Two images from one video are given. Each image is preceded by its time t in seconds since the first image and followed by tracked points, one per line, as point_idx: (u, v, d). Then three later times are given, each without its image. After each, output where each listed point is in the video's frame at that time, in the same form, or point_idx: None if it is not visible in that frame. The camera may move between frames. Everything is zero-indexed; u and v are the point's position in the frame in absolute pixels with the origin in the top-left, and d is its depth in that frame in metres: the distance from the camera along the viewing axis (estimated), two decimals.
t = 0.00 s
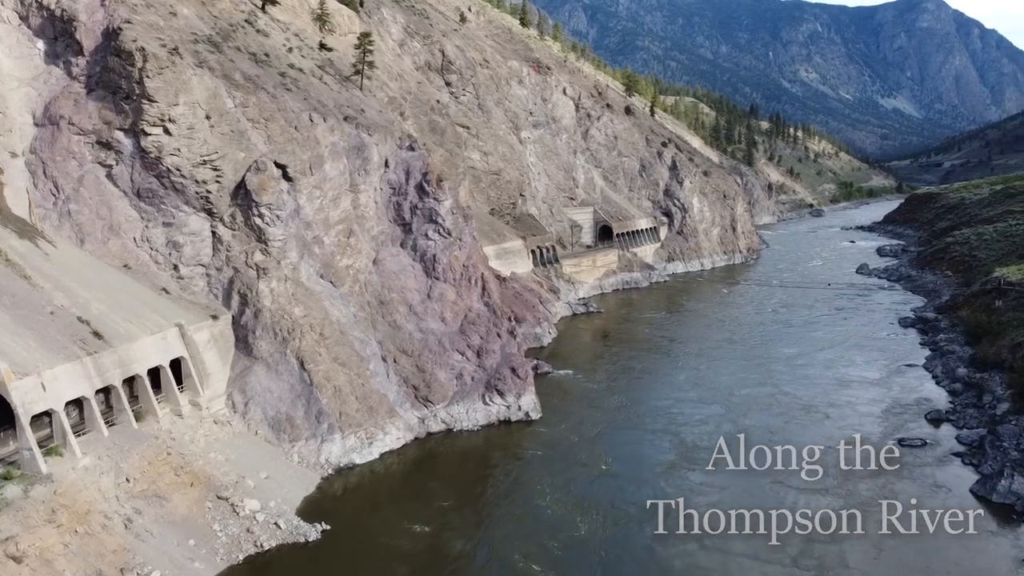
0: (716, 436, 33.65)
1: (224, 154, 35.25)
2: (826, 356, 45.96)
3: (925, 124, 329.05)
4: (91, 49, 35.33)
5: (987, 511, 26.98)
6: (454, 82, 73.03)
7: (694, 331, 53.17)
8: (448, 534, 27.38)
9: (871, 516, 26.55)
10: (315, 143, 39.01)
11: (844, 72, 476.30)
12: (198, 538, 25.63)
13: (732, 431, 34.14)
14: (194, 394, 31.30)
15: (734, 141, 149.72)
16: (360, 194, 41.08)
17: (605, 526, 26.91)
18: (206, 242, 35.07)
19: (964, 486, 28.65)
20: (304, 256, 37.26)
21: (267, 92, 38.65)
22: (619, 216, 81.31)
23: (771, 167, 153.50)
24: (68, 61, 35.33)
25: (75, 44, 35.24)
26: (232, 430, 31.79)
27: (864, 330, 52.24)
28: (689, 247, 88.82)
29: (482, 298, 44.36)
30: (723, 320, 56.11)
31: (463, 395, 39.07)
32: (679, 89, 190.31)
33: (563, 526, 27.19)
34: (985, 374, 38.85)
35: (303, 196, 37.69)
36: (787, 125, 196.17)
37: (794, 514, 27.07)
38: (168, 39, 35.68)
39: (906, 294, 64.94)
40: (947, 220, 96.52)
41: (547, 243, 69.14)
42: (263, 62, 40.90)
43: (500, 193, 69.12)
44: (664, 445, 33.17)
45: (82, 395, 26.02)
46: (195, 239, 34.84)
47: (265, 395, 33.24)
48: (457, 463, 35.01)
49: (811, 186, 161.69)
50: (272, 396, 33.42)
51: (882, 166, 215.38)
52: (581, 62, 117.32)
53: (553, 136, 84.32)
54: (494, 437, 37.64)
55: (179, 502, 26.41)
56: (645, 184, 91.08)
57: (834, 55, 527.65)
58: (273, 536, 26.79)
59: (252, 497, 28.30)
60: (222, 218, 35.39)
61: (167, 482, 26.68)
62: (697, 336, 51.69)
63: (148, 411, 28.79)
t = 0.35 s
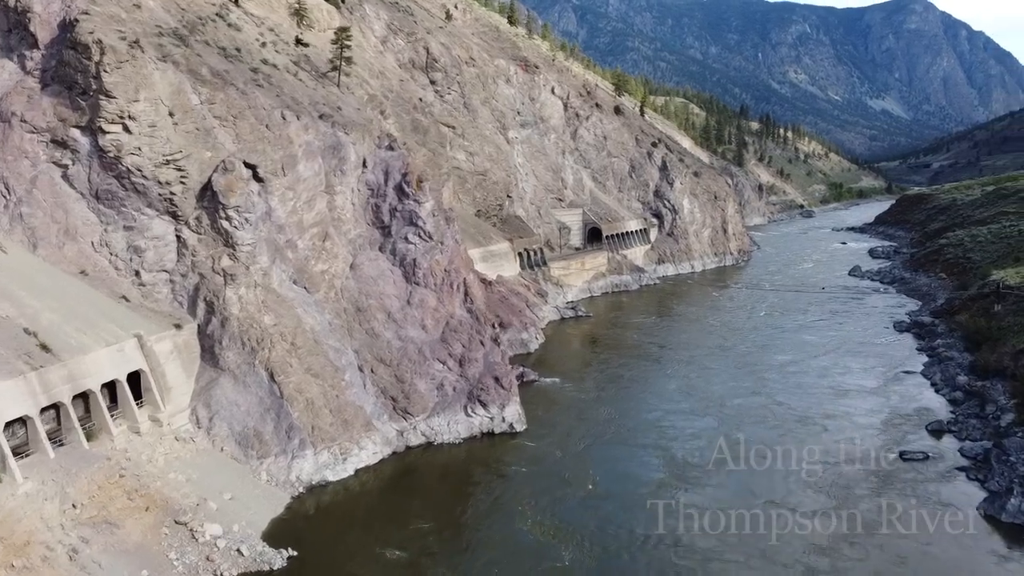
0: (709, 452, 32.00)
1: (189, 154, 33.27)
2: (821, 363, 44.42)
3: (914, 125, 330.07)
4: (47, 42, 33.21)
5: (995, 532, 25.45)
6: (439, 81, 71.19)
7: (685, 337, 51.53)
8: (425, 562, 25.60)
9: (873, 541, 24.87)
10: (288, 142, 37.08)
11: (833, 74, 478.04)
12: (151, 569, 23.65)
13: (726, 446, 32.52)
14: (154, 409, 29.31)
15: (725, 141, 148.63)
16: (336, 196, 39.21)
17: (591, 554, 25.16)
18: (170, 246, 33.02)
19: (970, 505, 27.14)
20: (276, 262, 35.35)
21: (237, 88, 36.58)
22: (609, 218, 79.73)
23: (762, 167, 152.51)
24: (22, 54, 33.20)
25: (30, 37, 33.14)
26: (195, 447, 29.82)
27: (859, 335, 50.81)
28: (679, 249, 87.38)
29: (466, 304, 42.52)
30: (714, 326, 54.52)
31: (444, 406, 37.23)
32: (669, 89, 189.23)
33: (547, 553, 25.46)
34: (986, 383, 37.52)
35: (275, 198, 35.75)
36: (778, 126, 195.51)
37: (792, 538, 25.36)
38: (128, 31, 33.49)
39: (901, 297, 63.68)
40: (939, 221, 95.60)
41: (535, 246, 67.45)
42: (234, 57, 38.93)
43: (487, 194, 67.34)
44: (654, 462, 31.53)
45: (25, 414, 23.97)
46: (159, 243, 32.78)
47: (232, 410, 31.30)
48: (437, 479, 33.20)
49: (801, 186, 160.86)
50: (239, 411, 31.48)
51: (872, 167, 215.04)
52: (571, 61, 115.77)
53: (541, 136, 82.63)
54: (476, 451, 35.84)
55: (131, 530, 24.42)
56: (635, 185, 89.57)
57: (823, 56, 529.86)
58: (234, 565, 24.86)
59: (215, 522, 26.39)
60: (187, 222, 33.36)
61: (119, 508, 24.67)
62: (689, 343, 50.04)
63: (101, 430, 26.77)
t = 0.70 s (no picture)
0: (702, 469, 30.36)
1: (150, 153, 31.33)
2: (817, 371, 42.89)
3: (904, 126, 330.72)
4: None
5: (1007, 556, 23.88)
6: (424, 79, 69.32)
7: (677, 343, 49.87)
8: None
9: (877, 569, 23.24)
10: (259, 141, 35.17)
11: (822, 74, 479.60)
12: None
13: (719, 462, 30.90)
14: (110, 426, 27.33)
15: (716, 141, 147.46)
16: (311, 198, 37.33)
17: None
18: (131, 251, 30.96)
19: (979, 525, 25.59)
20: (246, 267, 33.44)
21: (204, 84, 34.62)
22: (599, 219, 78.16)
23: (753, 168, 151.47)
24: None
25: None
26: (155, 467, 27.87)
27: (855, 340, 49.39)
28: (670, 251, 85.93)
29: (449, 310, 40.73)
30: (706, 331, 52.94)
31: (425, 418, 35.41)
32: (659, 89, 188.01)
33: None
34: (990, 392, 36.11)
35: (244, 199, 33.84)
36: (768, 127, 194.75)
37: (789, 566, 23.68)
38: (85, 23, 31.41)
39: (897, 300, 62.35)
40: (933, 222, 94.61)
41: (523, 248, 65.75)
42: (202, 52, 36.98)
43: (473, 195, 65.55)
44: (644, 480, 29.86)
45: None
46: (119, 248, 30.69)
47: (195, 426, 29.37)
48: (416, 496, 31.44)
49: (793, 187, 159.96)
50: (203, 426, 29.58)
51: (863, 167, 214.69)
52: (560, 60, 114.14)
53: (530, 135, 80.93)
54: (457, 466, 34.04)
55: (76, 561, 22.50)
56: (625, 185, 88.03)
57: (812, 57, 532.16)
58: None
59: (172, 550, 24.61)
60: (150, 225, 31.34)
61: (64, 538, 22.72)
62: (681, 349, 48.41)
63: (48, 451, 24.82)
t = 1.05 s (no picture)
0: (695, 489, 28.70)
1: (107, 153, 29.35)
2: (813, 379, 41.36)
3: (892, 127, 331.53)
4: None
5: None
6: (409, 77, 67.46)
7: (668, 350, 48.25)
8: None
9: None
10: (227, 140, 33.26)
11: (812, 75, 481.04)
12: None
13: (714, 481, 29.25)
14: (60, 446, 25.35)
15: (707, 142, 146.27)
16: (283, 201, 35.45)
17: None
18: (86, 256, 28.85)
19: (991, 548, 24.09)
20: (212, 274, 31.53)
21: (168, 79, 32.63)
22: (588, 221, 76.55)
23: (744, 168, 150.38)
24: None
25: None
26: (109, 488, 25.91)
27: (851, 345, 47.95)
28: (661, 253, 84.46)
29: (431, 317, 38.91)
30: (699, 337, 51.35)
31: (403, 432, 33.57)
32: (649, 89, 186.71)
33: None
34: (994, 402, 34.71)
35: (211, 202, 31.91)
36: (759, 127, 193.91)
37: None
38: (37, 13, 29.28)
39: (892, 304, 61.03)
40: (926, 223, 93.61)
41: (511, 251, 64.00)
42: (167, 46, 34.99)
43: (459, 196, 63.74)
44: (635, 501, 28.16)
45: None
46: (74, 254, 28.50)
47: (155, 443, 27.44)
48: (393, 517, 29.59)
49: (783, 188, 159.09)
50: (164, 445, 27.61)
51: (853, 168, 214.33)
52: (550, 59, 112.46)
53: (518, 135, 79.12)
54: (438, 483, 32.25)
55: None
56: (615, 186, 86.49)
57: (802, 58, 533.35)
58: None
59: None
60: (107, 229, 29.28)
61: None
62: (672, 356, 46.78)
63: None
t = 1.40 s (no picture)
0: (689, 511, 27.13)
1: (62, 151, 27.31)
2: (811, 388, 39.82)
3: (883, 127, 332.03)
4: None
5: None
6: (394, 75, 65.68)
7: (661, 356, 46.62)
8: None
9: None
10: (194, 138, 31.42)
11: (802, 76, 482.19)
12: None
13: (708, 501, 27.71)
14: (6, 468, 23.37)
15: (699, 142, 145.03)
16: (255, 202, 33.64)
17: None
18: (40, 262, 26.59)
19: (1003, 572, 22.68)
20: (177, 280, 29.68)
21: (130, 73, 30.75)
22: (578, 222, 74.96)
23: (735, 169, 149.27)
24: None
25: None
26: (60, 513, 24.00)
27: (849, 351, 46.59)
28: (653, 254, 83.01)
29: (412, 324, 37.17)
30: (693, 343, 49.79)
31: (382, 446, 31.80)
32: (641, 89, 185.41)
33: None
34: (998, 412, 33.37)
35: (176, 204, 30.07)
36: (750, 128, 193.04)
37: None
38: None
39: (888, 307, 59.75)
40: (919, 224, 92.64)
41: (499, 253, 62.29)
42: (132, 39, 33.12)
43: (446, 197, 62.00)
44: (625, 524, 26.57)
45: None
46: (25, 259, 26.20)
47: (111, 463, 25.53)
48: (369, 539, 27.87)
49: (775, 188, 158.08)
50: (121, 464, 25.69)
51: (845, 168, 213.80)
52: (539, 58, 110.86)
53: (506, 135, 77.41)
54: (417, 501, 30.55)
55: None
56: (606, 187, 84.98)
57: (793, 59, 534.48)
58: None
59: None
60: (63, 233, 27.12)
61: None
62: (665, 363, 45.20)
63: None
